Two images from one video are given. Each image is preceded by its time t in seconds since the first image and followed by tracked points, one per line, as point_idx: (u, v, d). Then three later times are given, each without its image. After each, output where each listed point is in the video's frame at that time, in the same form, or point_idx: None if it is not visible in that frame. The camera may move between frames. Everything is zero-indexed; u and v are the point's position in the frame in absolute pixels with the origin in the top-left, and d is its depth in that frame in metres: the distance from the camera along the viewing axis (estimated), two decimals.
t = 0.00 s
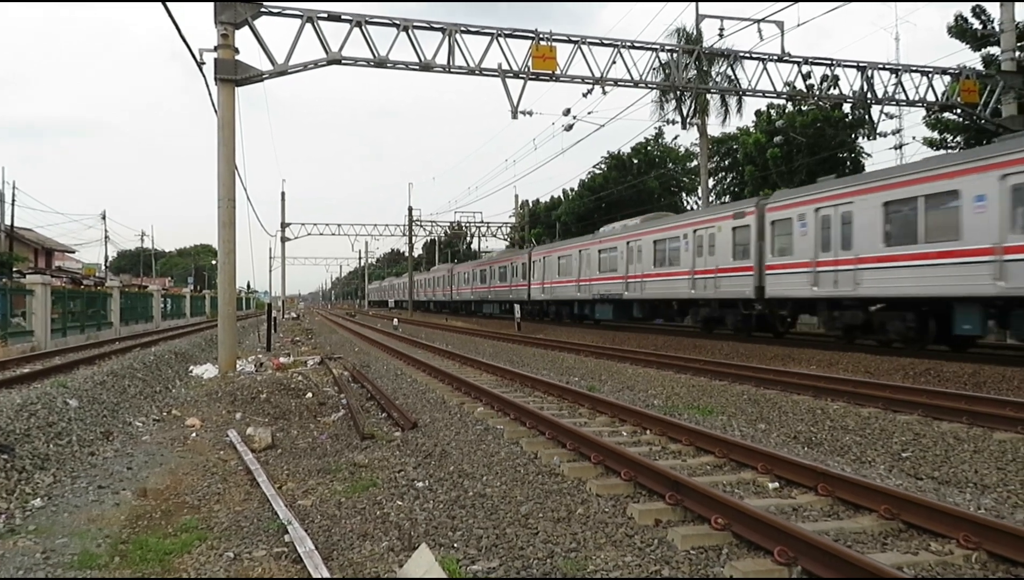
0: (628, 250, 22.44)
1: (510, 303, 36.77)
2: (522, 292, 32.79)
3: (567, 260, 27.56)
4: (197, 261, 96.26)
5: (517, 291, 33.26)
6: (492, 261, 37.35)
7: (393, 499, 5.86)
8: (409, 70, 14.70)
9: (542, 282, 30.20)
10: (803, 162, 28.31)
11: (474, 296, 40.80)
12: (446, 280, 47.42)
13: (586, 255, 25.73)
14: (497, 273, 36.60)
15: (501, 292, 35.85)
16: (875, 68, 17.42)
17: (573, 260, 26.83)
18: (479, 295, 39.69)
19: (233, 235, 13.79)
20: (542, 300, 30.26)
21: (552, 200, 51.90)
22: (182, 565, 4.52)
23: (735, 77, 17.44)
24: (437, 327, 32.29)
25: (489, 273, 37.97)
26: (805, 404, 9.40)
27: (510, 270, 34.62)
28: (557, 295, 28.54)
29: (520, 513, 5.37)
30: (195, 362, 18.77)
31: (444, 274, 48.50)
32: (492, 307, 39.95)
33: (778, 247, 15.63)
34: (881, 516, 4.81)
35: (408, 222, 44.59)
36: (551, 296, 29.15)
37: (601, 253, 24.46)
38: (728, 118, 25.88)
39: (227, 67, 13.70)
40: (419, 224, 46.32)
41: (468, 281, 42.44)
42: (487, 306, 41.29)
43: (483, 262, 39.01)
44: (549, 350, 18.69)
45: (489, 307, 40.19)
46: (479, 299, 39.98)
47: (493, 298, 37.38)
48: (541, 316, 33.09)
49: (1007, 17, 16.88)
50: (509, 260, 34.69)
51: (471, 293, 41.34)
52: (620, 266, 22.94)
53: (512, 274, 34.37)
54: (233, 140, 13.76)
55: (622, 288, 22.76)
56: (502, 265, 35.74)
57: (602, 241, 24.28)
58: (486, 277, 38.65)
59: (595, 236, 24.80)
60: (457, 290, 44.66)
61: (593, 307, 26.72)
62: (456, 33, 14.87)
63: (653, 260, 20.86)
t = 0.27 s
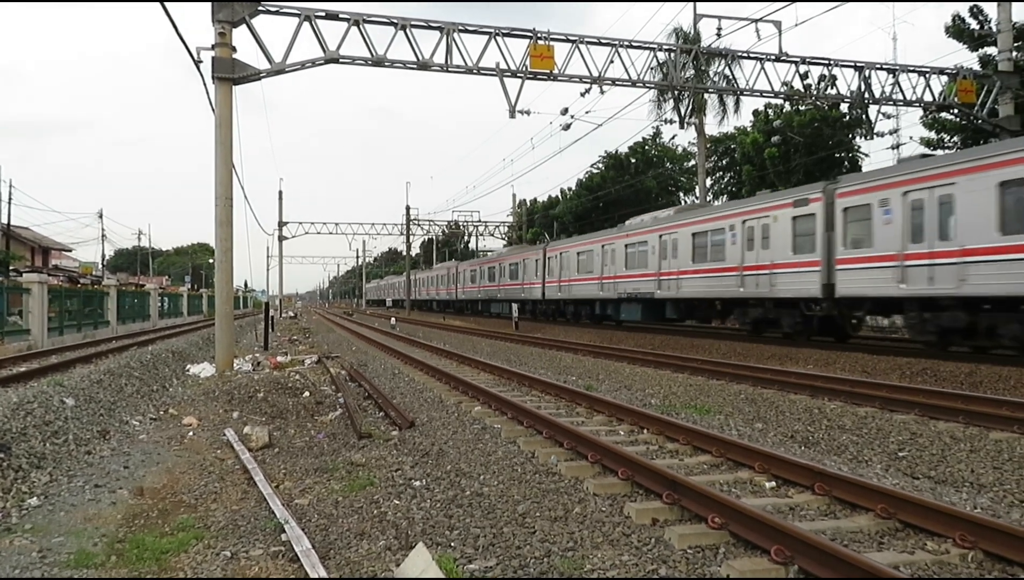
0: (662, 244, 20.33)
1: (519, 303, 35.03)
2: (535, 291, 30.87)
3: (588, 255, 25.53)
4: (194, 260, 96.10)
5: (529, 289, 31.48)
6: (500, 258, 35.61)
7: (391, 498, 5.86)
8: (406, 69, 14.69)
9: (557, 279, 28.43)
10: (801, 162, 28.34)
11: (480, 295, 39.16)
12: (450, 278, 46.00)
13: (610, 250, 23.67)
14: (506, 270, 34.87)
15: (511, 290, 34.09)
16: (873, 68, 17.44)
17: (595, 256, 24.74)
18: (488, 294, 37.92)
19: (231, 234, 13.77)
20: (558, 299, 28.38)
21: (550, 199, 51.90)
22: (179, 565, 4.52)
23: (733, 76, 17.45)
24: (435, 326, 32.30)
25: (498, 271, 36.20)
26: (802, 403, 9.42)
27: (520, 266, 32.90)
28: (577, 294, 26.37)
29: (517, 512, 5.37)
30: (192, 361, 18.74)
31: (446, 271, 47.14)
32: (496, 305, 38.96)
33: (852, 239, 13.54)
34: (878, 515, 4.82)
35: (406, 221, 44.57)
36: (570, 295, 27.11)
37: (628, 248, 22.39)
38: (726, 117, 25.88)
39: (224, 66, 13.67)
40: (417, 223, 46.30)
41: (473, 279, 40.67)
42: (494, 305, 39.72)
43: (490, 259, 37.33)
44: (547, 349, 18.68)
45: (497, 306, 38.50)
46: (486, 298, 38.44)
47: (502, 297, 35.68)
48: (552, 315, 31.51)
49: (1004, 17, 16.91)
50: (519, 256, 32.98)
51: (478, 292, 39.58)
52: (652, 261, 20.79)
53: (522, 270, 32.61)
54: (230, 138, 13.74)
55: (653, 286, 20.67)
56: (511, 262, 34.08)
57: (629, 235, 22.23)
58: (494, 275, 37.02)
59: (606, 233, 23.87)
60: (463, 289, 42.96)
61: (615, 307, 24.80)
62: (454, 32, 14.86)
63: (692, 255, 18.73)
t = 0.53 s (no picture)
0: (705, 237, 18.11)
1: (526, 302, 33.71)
2: (548, 290, 28.99)
3: (614, 251, 23.36)
4: (191, 259, 95.90)
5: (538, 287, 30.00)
6: (507, 256, 34.33)
7: (388, 498, 5.86)
8: (404, 68, 14.67)
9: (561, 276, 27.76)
10: (798, 161, 28.37)
11: (485, 294, 37.89)
12: (453, 277, 44.80)
13: (639, 245, 21.51)
14: (513, 268, 33.58)
15: (519, 290, 32.69)
16: (870, 67, 17.46)
17: (623, 252, 22.58)
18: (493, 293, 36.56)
19: (228, 233, 13.75)
20: (576, 299, 26.27)
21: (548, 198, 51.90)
22: (177, 564, 4.52)
23: (731, 76, 17.46)
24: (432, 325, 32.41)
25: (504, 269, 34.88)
26: (800, 403, 9.44)
27: (530, 265, 31.40)
28: (600, 294, 24.19)
29: (515, 511, 5.37)
30: (189, 360, 18.72)
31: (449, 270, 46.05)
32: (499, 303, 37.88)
33: (892, 233, 12.52)
34: (875, 515, 4.83)
35: (404, 220, 44.57)
36: (590, 294, 24.97)
37: (662, 242, 20.22)
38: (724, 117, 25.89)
39: (222, 65, 13.65)
40: (415, 222, 46.30)
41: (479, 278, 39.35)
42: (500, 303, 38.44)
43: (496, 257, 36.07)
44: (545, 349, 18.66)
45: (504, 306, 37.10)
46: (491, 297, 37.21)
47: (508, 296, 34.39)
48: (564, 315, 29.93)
49: (1001, 17, 16.94)
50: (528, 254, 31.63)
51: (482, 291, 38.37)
52: (693, 256, 18.60)
53: (531, 268, 31.22)
54: (228, 137, 13.72)
55: (694, 284, 18.51)
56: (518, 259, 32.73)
57: (663, 228, 20.09)
58: (499, 273, 35.81)
59: (602, 233, 23.96)
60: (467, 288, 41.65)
61: (641, 307, 22.81)
62: (452, 32, 14.85)
63: (741, 249, 16.55)
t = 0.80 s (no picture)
0: (761, 228, 16.01)
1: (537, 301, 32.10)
2: (566, 289, 27.17)
3: (646, 246, 21.27)
4: (190, 258, 95.78)
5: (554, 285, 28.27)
6: (517, 252, 32.78)
7: (387, 497, 5.86)
8: (403, 67, 14.66)
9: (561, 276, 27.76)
10: (797, 161, 28.38)
11: (493, 293, 36.36)
12: (458, 276, 43.24)
13: (675, 238, 19.59)
14: (523, 266, 32.05)
15: (530, 288, 31.08)
16: (869, 67, 17.47)
17: (657, 247, 20.56)
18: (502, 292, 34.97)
19: (227, 232, 13.74)
20: (601, 298, 24.23)
21: (546, 197, 51.90)
22: (175, 563, 4.52)
23: (729, 75, 17.46)
24: (432, 325, 31.84)
25: (513, 267, 33.34)
26: (798, 402, 9.46)
27: (544, 262, 29.69)
28: (632, 293, 22.06)
29: (514, 510, 5.37)
30: (188, 359, 18.72)
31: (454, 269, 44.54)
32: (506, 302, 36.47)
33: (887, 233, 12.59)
34: (874, 514, 4.84)
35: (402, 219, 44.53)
36: (618, 293, 22.98)
37: (705, 234, 18.18)
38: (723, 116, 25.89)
39: (220, 64, 13.63)
40: (413, 221, 46.25)
41: (485, 277, 37.80)
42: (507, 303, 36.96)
43: (505, 255, 34.51)
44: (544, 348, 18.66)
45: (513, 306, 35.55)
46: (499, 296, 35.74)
47: (517, 295, 32.85)
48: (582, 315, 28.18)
49: (999, 17, 16.96)
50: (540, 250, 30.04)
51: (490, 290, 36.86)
52: (746, 249, 16.49)
53: (544, 265, 29.61)
54: (226, 136, 13.70)
55: (745, 281, 16.52)
56: (530, 255, 31.15)
57: (706, 219, 18.04)
58: (508, 271, 34.33)
59: (602, 233, 24.04)
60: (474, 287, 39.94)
61: (677, 308, 20.94)
62: (450, 31, 14.85)
63: (805, 242, 14.61)
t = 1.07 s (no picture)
0: (834, 215, 13.68)
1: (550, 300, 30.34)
2: (586, 287, 25.10)
3: (685, 239, 18.97)
4: (187, 257, 95.66)
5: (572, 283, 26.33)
6: (528, 249, 31.03)
7: (386, 496, 5.86)
8: (401, 66, 14.65)
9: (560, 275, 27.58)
10: (795, 160, 28.40)
11: (502, 292, 34.68)
12: (464, 274, 41.64)
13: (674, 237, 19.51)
14: (534, 263, 30.32)
15: (543, 287, 29.24)
16: (867, 66, 17.48)
17: (698, 240, 18.29)
18: (512, 291, 33.21)
19: (225, 231, 13.72)
20: (629, 296, 21.97)
21: (544, 197, 51.91)
22: (174, 562, 4.51)
23: (727, 74, 17.46)
24: (432, 324, 31.58)
25: (524, 264, 31.62)
26: (797, 401, 9.46)
27: (559, 258, 27.78)
28: (666, 292, 19.82)
29: (512, 509, 5.38)
30: (186, 359, 18.71)
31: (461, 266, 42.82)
32: (514, 302, 34.93)
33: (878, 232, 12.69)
34: (872, 512, 4.84)
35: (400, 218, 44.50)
36: (649, 291, 20.75)
37: (758, 225, 15.93)
38: (721, 115, 25.89)
39: (218, 63, 13.60)
40: (412, 220, 46.21)
41: (494, 274, 36.09)
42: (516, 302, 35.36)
43: (514, 251, 32.77)
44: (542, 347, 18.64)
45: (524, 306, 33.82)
46: (507, 295, 34.16)
47: (529, 295, 31.14)
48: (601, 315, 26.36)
49: (997, 16, 16.98)
50: (554, 247, 28.28)
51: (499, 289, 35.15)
52: (813, 240, 14.23)
53: (559, 262, 27.74)
54: (224, 135, 13.68)
55: (812, 278, 14.32)
56: (542, 252, 29.33)
57: (759, 207, 15.81)
58: (518, 269, 32.61)
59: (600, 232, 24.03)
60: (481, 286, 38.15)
61: (721, 307, 18.76)
62: (449, 30, 14.84)
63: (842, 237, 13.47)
